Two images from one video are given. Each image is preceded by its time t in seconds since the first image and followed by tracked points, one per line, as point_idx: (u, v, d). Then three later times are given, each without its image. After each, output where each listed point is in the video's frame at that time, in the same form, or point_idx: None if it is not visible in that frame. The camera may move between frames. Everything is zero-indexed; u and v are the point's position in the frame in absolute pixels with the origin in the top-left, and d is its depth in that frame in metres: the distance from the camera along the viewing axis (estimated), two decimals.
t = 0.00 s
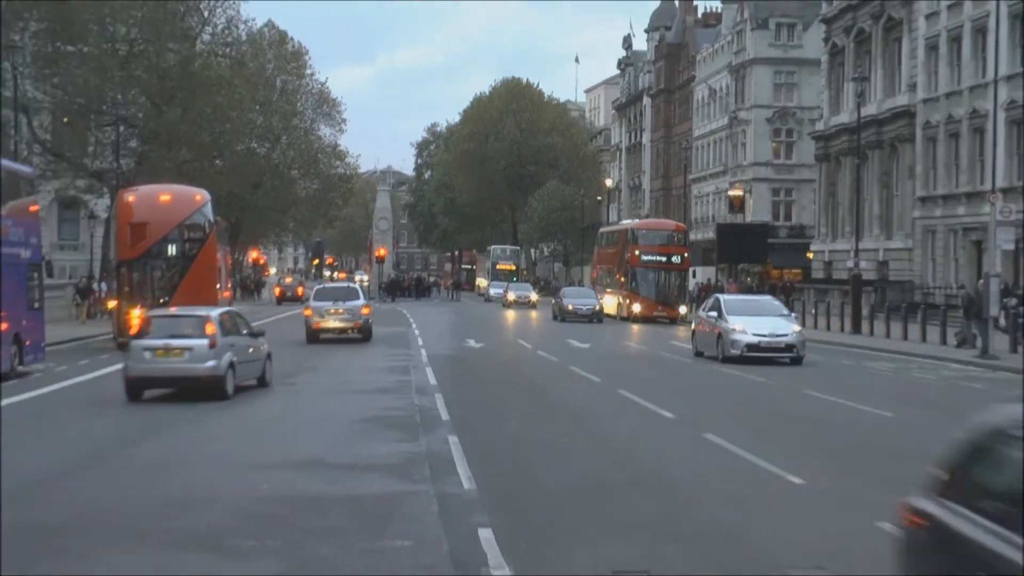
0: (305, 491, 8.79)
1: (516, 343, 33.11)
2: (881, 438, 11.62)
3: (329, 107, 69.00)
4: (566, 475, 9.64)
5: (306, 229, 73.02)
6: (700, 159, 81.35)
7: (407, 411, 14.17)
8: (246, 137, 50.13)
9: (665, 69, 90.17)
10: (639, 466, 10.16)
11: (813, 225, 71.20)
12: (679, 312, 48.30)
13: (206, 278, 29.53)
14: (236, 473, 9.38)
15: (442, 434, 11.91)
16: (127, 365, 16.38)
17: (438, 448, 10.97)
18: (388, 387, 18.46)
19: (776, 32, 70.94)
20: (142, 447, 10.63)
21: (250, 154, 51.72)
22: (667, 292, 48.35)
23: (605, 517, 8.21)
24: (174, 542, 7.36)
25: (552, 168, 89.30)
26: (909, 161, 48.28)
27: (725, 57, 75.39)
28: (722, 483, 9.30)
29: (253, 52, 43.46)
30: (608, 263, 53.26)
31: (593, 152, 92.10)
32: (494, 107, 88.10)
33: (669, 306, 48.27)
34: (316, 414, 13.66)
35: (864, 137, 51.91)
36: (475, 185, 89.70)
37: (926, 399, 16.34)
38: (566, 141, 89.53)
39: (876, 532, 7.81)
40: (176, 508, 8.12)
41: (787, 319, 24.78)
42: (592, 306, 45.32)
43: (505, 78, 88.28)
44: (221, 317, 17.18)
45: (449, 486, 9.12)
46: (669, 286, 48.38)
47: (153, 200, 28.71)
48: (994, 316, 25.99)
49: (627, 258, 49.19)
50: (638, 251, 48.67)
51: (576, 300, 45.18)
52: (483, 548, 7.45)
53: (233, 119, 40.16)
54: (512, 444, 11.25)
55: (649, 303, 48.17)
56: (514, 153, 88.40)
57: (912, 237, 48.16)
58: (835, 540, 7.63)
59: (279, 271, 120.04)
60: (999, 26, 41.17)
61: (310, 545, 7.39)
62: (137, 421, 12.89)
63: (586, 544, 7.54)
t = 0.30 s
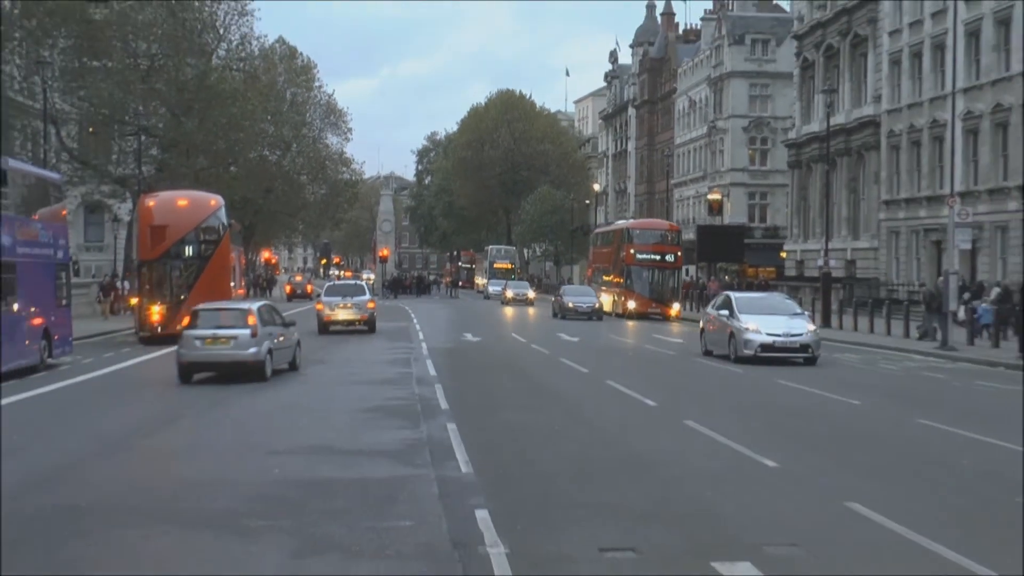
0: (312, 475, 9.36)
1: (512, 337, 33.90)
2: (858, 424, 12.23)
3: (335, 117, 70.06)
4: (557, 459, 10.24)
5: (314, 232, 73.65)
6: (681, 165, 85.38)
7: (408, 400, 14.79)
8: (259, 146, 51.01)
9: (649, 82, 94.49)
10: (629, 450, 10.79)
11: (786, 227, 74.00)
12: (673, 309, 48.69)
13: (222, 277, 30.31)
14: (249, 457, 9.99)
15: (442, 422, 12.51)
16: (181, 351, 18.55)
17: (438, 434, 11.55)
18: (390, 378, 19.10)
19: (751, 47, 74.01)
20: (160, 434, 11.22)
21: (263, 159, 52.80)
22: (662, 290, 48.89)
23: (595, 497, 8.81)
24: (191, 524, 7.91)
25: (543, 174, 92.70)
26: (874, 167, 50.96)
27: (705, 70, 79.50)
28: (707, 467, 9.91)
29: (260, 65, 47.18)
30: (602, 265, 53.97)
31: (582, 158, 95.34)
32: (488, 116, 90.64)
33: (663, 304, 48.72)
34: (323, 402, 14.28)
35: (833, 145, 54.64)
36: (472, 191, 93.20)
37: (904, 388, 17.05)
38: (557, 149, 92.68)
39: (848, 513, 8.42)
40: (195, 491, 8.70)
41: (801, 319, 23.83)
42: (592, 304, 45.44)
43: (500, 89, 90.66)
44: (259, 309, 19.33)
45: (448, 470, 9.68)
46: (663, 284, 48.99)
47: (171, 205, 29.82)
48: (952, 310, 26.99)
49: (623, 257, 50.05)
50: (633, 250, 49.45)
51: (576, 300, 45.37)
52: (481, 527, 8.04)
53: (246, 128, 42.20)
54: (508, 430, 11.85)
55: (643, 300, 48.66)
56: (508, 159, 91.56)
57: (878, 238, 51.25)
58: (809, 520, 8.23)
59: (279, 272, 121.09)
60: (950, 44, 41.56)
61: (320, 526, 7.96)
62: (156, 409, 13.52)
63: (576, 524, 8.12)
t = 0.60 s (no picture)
0: (316, 458, 9.99)
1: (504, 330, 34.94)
2: (832, 411, 12.92)
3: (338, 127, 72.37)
4: (544, 443, 10.93)
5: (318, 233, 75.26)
6: (658, 171, 90.43)
7: (404, 388, 15.50)
8: (267, 152, 51.99)
9: (628, 93, 100.09)
10: (615, 435, 11.49)
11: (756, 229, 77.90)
12: (662, 305, 49.55)
13: (231, 276, 33.11)
14: (258, 440, 10.65)
15: (436, 408, 13.18)
16: (224, 337, 21.88)
17: (432, 420, 12.22)
18: (388, 368, 19.82)
19: (722, 61, 77.33)
20: (174, 421, 11.87)
21: (268, 167, 53.51)
22: (651, 287, 49.65)
23: (579, 479, 9.46)
24: (205, 504, 8.52)
25: (531, 179, 94.32)
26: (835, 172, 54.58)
27: (679, 83, 84.14)
28: (687, 450, 10.58)
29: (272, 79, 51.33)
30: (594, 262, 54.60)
31: (566, 163, 97.50)
32: (480, 126, 92.30)
33: (653, 300, 49.53)
34: (325, 390, 14.97)
35: (797, 151, 58.38)
36: (464, 196, 95.03)
37: (880, 382, 17.80)
38: (543, 156, 94.75)
39: (814, 492, 9.10)
40: (208, 472, 9.35)
41: (819, 317, 22.38)
42: (590, 301, 45.83)
43: (490, 100, 92.43)
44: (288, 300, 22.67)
45: (442, 453, 10.34)
46: (652, 281, 49.71)
47: (185, 208, 32.49)
48: (907, 304, 28.54)
49: (613, 255, 50.63)
50: (623, 249, 50.01)
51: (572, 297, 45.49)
52: (473, 505, 8.68)
53: (254, 137, 45.00)
54: (498, 416, 12.55)
55: (634, 296, 49.63)
56: (498, 165, 93.32)
57: (838, 237, 54.61)
58: (778, 498, 8.90)
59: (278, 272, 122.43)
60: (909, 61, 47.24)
61: (325, 504, 8.59)
62: (168, 397, 14.20)
63: (563, 502, 8.78)
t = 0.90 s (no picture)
0: (323, 444, 10.56)
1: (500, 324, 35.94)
2: (815, 403, 13.52)
3: (345, 134, 73.49)
4: (538, 429, 11.57)
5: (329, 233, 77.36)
6: (642, 175, 93.94)
7: (406, 378, 16.15)
8: (277, 158, 52.63)
9: (615, 103, 104.90)
10: (606, 423, 12.10)
11: (734, 230, 80.04)
12: (657, 302, 50.29)
13: (241, 275, 35.15)
14: (267, 428, 11.24)
15: (435, 397, 13.83)
16: (255, 328, 24.35)
17: (432, 408, 12.84)
18: (390, 359, 20.53)
19: (703, 73, 79.27)
20: (187, 410, 12.45)
21: (279, 171, 53.22)
22: (648, 284, 50.38)
23: (571, 463, 10.06)
24: (219, 488, 9.08)
25: (523, 183, 96.39)
26: (808, 177, 56.06)
27: (662, 93, 85.78)
28: (675, 439, 11.18)
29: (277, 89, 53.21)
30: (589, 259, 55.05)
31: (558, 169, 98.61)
32: (474, 133, 94.97)
33: (648, 298, 50.23)
34: (331, 380, 15.62)
35: (772, 157, 59.40)
36: (460, 198, 98.00)
37: (865, 378, 18.44)
38: (535, 162, 96.88)
39: (791, 477, 9.70)
40: (220, 458, 9.93)
41: (849, 317, 20.84)
42: (591, 299, 45.54)
43: (485, 109, 95.29)
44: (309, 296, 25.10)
45: (442, 439, 10.93)
46: (649, 279, 50.39)
47: (199, 212, 34.53)
48: (875, 301, 29.79)
49: (609, 254, 51.14)
50: (619, 248, 50.52)
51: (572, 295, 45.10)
52: (470, 488, 9.26)
53: (266, 145, 46.33)
54: (494, 405, 13.20)
55: (629, 294, 50.27)
56: (493, 170, 95.50)
57: (811, 237, 55.78)
58: (757, 482, 9.49)
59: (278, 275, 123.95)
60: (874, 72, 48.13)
61: (331, 487, 9.16)
62: (183, 387, 14.82)
63: (553, 485, 9.38)
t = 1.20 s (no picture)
0: (328, 435, 11.23)
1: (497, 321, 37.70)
2: (796, 400, 14.28)
3: (349, 144, 79.07)
4: (532, 419, 12.34)
5: (343, 231, 82.19)
6: (627, 182, 99.52)
7: (408, 373, 16.96)
8: (287, 169, 58.20)
9: (601, 116, 110.38)
10: (596, 414, 12.89)
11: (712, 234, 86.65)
12: (653, 303, 50.77)
13: (254, 276, 37.81)
14: (277, 419, 11.93)
15: (435, 390, 14.58)
16: (283, 322, 28.06)
17: (432, 400, 13.58)
18: (392, 355, 21.44)
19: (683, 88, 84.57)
20: (201, 403, 13.16)
21: (290, 180, 59.86)
22: (643, 285, 50.92)
23: (562, 451, 10.79)
24: (232, 475, 9.73)
25: (516, 191, 103.93)
26: (781, 184, 60.02)
27: (645, 106, 92.27)
28: (664, 431, 11.88)
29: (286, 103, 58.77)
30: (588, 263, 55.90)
31: (548, 177, 105.94)
32: (471, 144, 102.66)
33: (644, 299, 50.79)
34: (336, 374, 16.41)
35: (747, 166, 64.28)
36: (459, 206, 105.26)
37: (854, 378, 18.98)
38: (528, 170, 104.11)
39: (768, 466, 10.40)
40: (233, 447, 10.58)
41: (896, 322, 18.61)
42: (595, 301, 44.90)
43: (480, 122, 101.54)
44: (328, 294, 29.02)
45: (441, 430, 11.64)
46: (645, 280, 50.96)
47: (214, 218, 37.30)
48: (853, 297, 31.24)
49: (606, 256, 51.94)
50: (616, 249, 51.29)
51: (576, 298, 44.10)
52: (467, 476, 9.92)
53: (275, 155, 51.42)
54: (490, 397, 13.97)
55: (626, 294, 50.86)
56: (489, 178, 102.83)
57: (783, 240, 59.95)
58: (738, 471, 10.19)
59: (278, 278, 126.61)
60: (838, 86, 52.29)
61: (338, 475, 9.80)
62: (198, 381, 15.58)
63: (545, 472, 10.07)
